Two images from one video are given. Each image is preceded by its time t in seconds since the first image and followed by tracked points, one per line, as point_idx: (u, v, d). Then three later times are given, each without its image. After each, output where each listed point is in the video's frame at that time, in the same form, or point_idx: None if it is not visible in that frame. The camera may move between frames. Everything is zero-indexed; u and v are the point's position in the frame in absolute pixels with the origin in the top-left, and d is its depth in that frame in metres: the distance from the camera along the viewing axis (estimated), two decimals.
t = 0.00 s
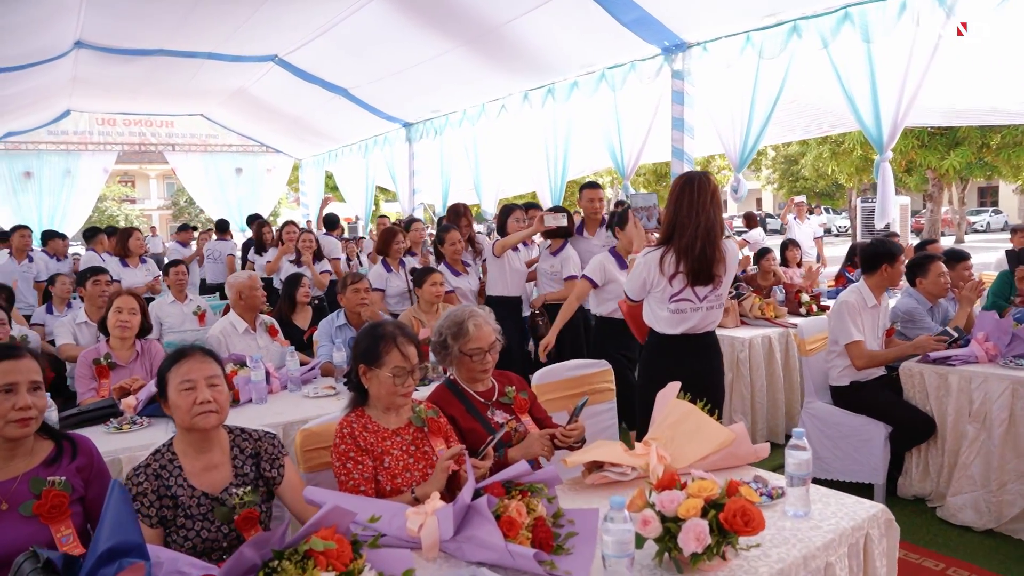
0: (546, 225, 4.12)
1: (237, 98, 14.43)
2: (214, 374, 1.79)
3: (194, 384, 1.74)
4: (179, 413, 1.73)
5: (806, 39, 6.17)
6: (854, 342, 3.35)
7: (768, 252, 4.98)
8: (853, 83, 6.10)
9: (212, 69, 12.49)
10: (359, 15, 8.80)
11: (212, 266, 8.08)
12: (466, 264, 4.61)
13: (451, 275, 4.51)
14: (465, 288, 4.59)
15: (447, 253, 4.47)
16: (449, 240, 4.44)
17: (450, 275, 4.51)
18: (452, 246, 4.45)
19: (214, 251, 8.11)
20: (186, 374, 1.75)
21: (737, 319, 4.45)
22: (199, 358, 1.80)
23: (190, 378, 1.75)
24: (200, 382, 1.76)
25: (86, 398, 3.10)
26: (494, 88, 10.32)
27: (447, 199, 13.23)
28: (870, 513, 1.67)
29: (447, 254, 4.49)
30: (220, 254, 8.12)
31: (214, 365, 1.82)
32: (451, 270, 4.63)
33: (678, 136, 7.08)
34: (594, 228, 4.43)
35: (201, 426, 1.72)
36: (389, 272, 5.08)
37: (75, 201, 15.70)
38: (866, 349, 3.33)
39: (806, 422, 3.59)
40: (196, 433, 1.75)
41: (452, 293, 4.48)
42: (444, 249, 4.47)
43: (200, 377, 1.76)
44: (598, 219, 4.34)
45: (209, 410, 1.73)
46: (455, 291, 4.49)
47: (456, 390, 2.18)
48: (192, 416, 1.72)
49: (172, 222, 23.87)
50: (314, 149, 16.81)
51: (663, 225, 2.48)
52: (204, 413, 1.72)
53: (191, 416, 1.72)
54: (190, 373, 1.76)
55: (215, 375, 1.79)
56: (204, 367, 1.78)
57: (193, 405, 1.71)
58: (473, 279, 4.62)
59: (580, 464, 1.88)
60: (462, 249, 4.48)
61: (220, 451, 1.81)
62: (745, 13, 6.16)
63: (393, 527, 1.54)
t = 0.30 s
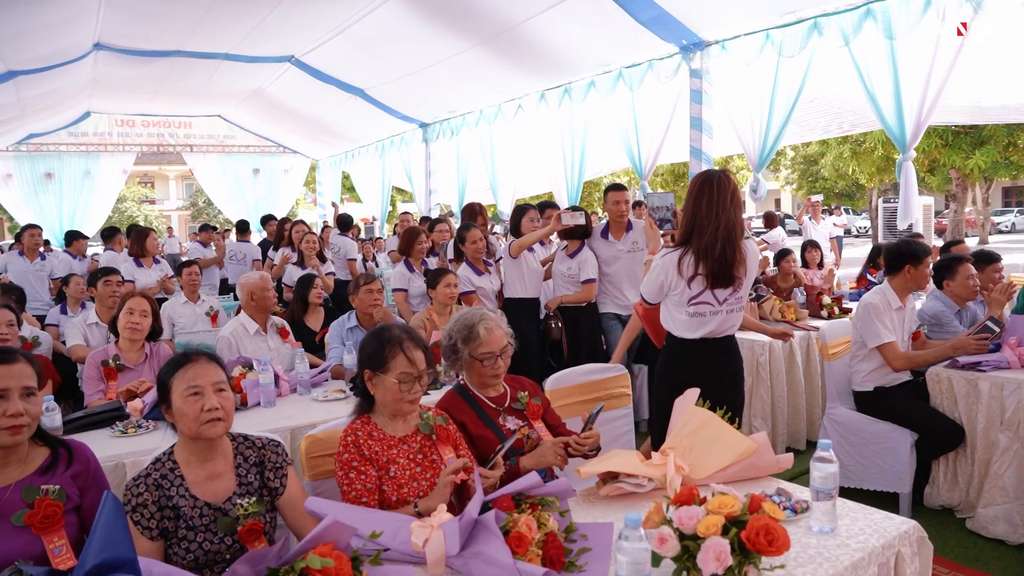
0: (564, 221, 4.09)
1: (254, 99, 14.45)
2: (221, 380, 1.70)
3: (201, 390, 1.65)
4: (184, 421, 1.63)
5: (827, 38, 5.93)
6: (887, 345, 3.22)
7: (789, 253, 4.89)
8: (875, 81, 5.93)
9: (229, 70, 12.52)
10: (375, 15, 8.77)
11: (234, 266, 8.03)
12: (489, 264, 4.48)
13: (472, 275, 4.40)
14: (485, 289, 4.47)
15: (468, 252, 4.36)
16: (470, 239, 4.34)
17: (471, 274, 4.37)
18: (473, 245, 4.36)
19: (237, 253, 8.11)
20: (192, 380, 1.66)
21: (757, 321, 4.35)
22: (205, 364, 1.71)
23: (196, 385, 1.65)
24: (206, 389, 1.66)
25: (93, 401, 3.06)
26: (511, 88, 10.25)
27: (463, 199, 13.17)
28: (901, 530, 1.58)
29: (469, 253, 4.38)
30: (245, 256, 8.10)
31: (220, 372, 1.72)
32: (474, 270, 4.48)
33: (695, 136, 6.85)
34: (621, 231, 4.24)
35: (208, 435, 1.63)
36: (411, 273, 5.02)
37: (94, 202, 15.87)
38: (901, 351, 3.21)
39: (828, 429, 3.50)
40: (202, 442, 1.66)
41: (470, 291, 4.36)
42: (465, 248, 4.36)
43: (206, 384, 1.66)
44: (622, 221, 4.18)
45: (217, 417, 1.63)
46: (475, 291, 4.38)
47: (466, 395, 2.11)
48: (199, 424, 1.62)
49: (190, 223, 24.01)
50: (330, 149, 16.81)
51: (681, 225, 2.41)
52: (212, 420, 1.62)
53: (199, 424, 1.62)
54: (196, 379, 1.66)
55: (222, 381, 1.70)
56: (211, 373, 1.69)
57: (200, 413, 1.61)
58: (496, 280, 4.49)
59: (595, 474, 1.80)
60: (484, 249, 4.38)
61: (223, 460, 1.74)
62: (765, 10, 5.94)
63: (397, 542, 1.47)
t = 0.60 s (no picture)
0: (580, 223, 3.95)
1: (269, 100, 14.45)
2: (218, 385, 1.63)
3: (197, 394, 1.58)
4: (179, 427, 1.56)
5: (845, 36, 5.77)
6: (919, 346, 3.09)
7: (807, 254, 4.78)
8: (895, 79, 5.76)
9: (243, 72, 12.53)
10: (388, 15, 8.72)
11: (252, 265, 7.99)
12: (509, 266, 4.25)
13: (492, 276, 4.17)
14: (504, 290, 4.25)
15: (488, 251, 4.17)
16: (491, 237, 4.17)
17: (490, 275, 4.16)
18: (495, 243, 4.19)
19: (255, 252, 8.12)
20: (187, 384, 1.58)
21: (775, 325, 4.24)
22: (201, 366, 1.63)
23: (191, 389, 1.58)
24: (202, 393, 1.59)
25: (97, 404, 3.01)
26: (525, 88, 10.17)
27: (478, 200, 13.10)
28: (930, 549, 1.48)
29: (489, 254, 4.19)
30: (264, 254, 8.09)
31: (217, 375, 1.65)
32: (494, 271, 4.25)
33: (710, 136, 6.69)
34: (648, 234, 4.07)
35: (203, 441, 1.56)
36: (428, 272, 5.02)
37: (110, 203, 15.97)
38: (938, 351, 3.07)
39: (848, 436, 3.40)
40: (198, 448, 1.59)
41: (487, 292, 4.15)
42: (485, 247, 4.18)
43: (202, 388, 1.59)
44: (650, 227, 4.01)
45: (213, 423, 1.57)
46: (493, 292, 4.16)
47: (473, 401, 2.05)
48: (195, 430, 1.55)
49: (206, 224, 24.11)
50: (345, 151, 16.81)
51: (696, 225, 2.33)
52: (208, 426, 1.56)
53: (194, 430, 1.55)
54: (191, 382, 1.59)
55: (218, 385, 1.62)
56: (207, 376, 1.61)
57: (196, 419, 1.54)
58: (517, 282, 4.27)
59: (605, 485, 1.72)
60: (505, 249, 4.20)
61: (219, 468, 1.66)
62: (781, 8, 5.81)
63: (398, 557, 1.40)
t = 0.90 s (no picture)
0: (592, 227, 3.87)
1: (279, 101, 14.43)
2: (206, 389, 1.56)
3: (183, 399, 1.51)
4: (165, 433, 1.50)
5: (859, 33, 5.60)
6: (944, 348, 2.95)
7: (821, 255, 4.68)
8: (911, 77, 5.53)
9: (253, 73, 12.51)
10: (398, 15, 8.68)
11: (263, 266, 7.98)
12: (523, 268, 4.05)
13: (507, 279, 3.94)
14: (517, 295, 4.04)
15: (503, 253, 3.95)
16: (506, 238, 3.95)
17: (506, 278, 3.94)
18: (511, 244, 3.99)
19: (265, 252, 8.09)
20: (174, 388, 1.52)
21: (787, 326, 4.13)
22: (189, 370, 1.57)
23: (178, 393, 1.52)
24: (189, 397, 1.52)
25: (95, 407, 2.96)
26: (535, 88, 10.09)
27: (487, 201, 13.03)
28: (958, 567, 1.40)
29: (504, 256, 3.98)
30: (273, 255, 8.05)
31: (206, 379, 1.58)
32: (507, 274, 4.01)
33: (722, 136, 6.55)
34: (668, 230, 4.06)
35: (189, 448, 1.50)
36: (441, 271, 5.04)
37: (121, 204, 16.03)
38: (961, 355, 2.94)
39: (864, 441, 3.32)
40: (184, 455, 1.53)
41: (501, 296, 3.93)
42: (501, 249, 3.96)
43: (190, 393, 1.52)
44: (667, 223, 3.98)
45: (200, 429, 1.50)
46: (507, 296, 3.95)
47: (475, 407, 1.97)
48: (181, 436, 1.49)
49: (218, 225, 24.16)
50: (355, 151, 16.78)
51: (708, 224, 2.24)
52: (194, 432, 1.50)
53: (179, 436, 1.49)
54: (178, 387, 1.53)
55: (207, 390, 1.56)
56: (195, 380, 1.55)
57: (181, 425, 1.48)
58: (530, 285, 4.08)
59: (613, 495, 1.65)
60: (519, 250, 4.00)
61: (209, 475, 1.59)
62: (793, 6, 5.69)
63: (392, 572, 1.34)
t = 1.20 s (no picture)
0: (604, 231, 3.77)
1: (288, 102, 14.40)
2: (183, 401, 1.49)
3: (157, 412, 1.44)
4: (138, 446, 1.43)
5: (872, 32, 5.48)
6: (970, 356, 2.77)
7: (833, 257, 4.56)
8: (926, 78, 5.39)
9: (261, 74, 12.47)
10: (406, 15, 8.61)
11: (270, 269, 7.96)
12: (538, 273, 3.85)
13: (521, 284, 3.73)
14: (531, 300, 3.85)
15: (518, 256, 3.76)
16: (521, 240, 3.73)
17: (520, 284, 3.73)
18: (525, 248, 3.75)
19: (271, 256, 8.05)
20: (148, 400, 1.45)
21: (799, 332, 4.02)
22: (166, 380, 1.50)
23: (152, 406, 1.45)
24: (163, 411, 1.45)
25: (88, 413, 2.91)
26: (544, 88, 9.99)
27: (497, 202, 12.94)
28: None
29: (518, 260, 3.79)
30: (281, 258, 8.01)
31: (183, 390, 1.51)
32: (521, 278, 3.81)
33: (733, 136, 6.44)
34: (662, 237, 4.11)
35: (164, 463, 1.43)
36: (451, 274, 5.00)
37: (131, 205, 16.07)
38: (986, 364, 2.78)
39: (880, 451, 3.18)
40: (160, 471, 1.45)
41: (514, 301, 3.73)
42: (515, 253, 3.77)
43: (164, 405, 1.46)
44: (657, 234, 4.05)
45: (175, 444, 1.43)
46: (521, 302, 3.75)
47: (474, 417, 1.88)
48: (154, 451, 1.42)
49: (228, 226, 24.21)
50: (364, 152, 16.74)
51: (718, 225, 2.14)
52: (168, 448, 1.43)
53: (153, 451, 1.43)
54: (152, 399, 1.46)
55: (184, 402, 1.49)
56: (170, 392, 1.48)
57: (154, 439, 1.41)
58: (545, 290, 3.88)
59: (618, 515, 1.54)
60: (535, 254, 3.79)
61: (188, 490, 1.51)
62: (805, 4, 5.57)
63: None
